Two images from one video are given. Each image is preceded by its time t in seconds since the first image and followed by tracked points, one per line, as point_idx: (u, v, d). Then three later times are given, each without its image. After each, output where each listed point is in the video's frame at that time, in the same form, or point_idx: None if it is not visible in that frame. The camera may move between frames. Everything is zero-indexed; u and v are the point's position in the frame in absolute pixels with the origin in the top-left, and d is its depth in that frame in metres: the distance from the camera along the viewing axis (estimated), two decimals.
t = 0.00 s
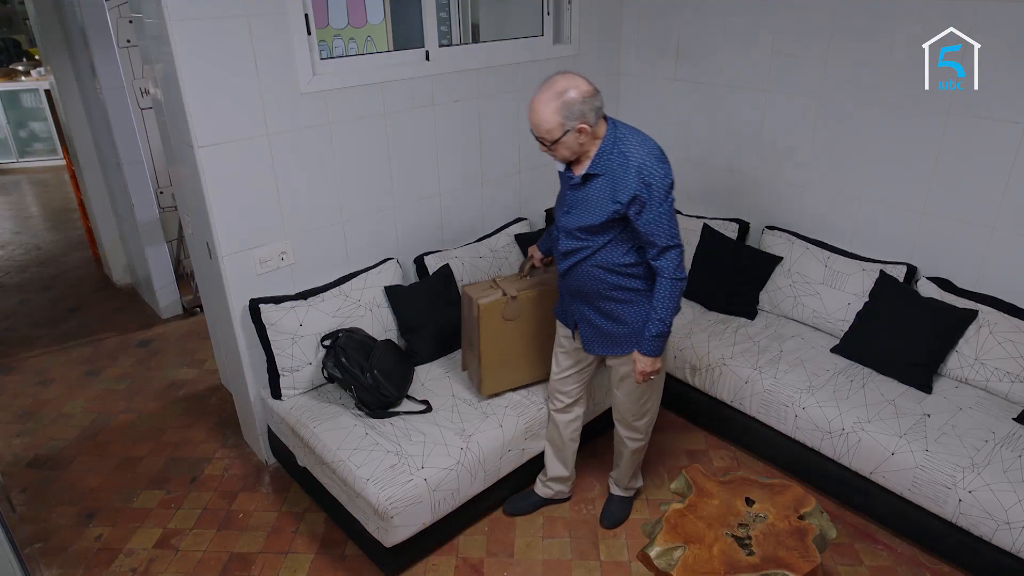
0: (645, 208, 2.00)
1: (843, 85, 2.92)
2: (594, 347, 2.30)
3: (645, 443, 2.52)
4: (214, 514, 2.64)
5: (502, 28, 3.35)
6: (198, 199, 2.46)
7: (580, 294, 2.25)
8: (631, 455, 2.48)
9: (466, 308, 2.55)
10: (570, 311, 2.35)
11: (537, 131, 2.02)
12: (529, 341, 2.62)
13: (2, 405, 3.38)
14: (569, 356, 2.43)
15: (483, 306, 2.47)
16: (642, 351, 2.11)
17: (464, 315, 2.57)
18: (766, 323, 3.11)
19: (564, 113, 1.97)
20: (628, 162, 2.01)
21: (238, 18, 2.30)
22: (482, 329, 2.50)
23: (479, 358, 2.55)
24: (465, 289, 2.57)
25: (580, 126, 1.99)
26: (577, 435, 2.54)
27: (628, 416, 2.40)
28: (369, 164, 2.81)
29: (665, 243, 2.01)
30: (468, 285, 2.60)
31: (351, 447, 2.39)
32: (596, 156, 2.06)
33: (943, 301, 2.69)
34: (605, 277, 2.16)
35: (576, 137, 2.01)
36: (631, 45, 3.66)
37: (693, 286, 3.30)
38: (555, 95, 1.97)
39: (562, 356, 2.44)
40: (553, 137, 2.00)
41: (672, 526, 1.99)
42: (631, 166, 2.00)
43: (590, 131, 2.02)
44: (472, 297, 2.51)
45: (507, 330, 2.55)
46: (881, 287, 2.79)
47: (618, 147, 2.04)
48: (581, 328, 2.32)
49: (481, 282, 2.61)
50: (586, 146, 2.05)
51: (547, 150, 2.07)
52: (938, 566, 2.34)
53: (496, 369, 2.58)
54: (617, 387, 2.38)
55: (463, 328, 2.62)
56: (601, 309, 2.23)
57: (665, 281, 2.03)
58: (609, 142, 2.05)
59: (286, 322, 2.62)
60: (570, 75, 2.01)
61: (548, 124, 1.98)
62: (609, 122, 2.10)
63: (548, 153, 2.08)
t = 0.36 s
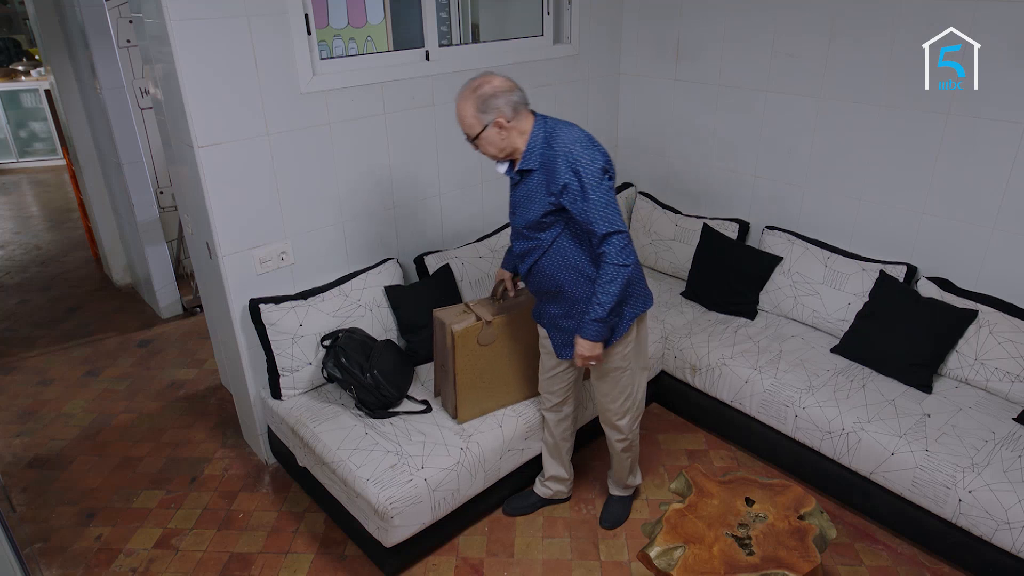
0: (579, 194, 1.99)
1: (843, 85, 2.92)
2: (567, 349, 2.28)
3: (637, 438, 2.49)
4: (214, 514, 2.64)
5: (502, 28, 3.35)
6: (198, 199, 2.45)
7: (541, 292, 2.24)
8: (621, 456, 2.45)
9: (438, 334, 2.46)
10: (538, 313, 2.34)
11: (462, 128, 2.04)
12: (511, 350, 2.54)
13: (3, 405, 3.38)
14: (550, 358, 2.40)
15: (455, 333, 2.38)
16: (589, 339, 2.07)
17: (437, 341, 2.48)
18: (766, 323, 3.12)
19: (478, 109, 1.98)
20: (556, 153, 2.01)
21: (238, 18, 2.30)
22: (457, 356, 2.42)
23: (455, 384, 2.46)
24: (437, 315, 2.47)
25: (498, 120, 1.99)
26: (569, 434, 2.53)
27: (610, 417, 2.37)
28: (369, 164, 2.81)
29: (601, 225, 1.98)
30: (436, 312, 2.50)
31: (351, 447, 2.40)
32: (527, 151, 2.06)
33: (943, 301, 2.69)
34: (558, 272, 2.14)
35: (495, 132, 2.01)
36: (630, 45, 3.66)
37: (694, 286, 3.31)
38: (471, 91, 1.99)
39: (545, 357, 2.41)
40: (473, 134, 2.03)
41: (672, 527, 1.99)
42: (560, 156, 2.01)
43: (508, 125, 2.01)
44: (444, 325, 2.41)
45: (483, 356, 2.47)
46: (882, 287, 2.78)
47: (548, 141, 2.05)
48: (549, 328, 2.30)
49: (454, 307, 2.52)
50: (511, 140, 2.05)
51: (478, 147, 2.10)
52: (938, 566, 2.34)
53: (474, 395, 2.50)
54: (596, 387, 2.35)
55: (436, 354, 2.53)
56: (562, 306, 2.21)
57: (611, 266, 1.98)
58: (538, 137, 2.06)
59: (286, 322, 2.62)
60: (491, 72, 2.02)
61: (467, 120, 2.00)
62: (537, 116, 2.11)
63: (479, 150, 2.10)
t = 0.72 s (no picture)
0: (525, 201, 1.99)
1: (843, 85, 2.92)
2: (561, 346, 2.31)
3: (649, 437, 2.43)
4: (214, 514, 2.64)
5: (502, 29, 3.35)
6: (198, 199, 2.46)
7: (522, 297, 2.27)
8: (630, 451, 2.42)
9: (438, 333, 2.46)
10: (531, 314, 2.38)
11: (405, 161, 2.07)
12: (512, 348, 2.54)
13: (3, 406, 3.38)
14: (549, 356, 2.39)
15: (455, 331, 2.39)
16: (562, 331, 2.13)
17: (438, 340, 2.48)
18: (766, 323, 3.12)
19: (415, 142, 2.00)
20: (491, 166, 2.02)
21: (238, 18, 2.30)
22: (456, 353, 2.42)
23: (455, 382, 2.46)
24: (437, 314, 2.48)
25: (434, 152, 2.00)
26: (569, 433, 2.52)
27: (609, 412, 2.36)
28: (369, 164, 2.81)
29: (551, 226, 1.98)
30: (438, 309, 2.51)
31: (351, 447, 2.40)
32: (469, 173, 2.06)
33: (943, 301, 2.69)
34: (531, 277, 2.17)
35: (434, 163, 2.03)
36: (630, 45, 3.66)
37: (694, 286, 3.31)
38: (408, 126, 2.01)
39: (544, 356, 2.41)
40: (414, 166, 2.05)
41: (672, 526, 1.99)
42: (499, 171, 2.00)
43: (446, 156, 2.02)
44: (444, 321, 2.42)
45: (483, 355, 2.47)
46: (882, 287, 2.78)
47: (486, 157, 2.04)
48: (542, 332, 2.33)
49: (454, 306, 2.53)
50: (453, 169, 2.06)
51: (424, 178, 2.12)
52: (938, 566, 2.34)
53: (474, 395, 2.50)
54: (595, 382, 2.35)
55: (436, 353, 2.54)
56: (544, 308, 2.23)
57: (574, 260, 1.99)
58: (476, 156, 2.04)
59: (286, 322, 2.62)
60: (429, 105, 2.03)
61: (406, 154, 2.03)
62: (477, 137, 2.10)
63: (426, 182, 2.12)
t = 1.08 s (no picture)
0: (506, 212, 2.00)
1: (843, 85, 2.92)
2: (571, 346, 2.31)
3: (654, 442, 2.39)
4: (214, 514, 2.64)
5: (502, 28, 3.35)
6: (198, 199, 2.46)
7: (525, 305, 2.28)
8: (631, 454, 2.39)
9: (439, 333, 2.46)
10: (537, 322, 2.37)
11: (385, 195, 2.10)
12: (513, 348, 2.54)
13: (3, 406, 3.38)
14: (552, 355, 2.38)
15: (455, 331, 2.39)
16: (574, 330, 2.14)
17: (438, 340, 2.49)
18: (766, 323, 3.12)
19: (392, 175, 2.02)
20: (465, 186, 2.03)
21: (238, 18, 2.30)
22: (456, 353, 2.42)
23: (454, 382, 2.46)
24: (437, 314, 2.48)
25: (412, 183, 2.02)
26: (569, 433, 2.52)
27: (609, 410, 2.35)
28: (369, 164, 2.81)
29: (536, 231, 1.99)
30: (439, 309, 2.52)
31: (351, 447, 2.40)
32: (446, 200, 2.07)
33: (943, 301, 2.69)
34: (529, 286, 2.18)
35: (412, 195, 2.05)
36: (630, 45, 3.66)
37: (694, 286, 3.31)
38: (386, 160, 2.04)
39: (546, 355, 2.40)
40: (394, 199, 2.07)
41: (672, 527, 1.99)
42: (474, 190, 2.01)
43: (424, 187, 2.04)
44: (443, 320, 2.43)
45: (483, 355, 2.47)
46: (882, 287, 2.78)
47: (458, 179, 2.05)
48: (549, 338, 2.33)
49: (455, 305, 2.53)
50: (431, 200, 2.08)
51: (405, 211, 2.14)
52: (939, 566, 2.34)
53: (474, 395, 2.50)
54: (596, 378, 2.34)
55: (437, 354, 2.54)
56: (548, 313, 2.24)
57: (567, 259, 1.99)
58: (448, 181, 2.05)
59: (286, 322, 2.62)
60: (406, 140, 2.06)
61: (385, 187, 2.05)
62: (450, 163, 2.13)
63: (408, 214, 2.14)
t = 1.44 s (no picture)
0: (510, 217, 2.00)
1: (843, 85, 2.92)
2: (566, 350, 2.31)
3: (632, 444, 2.40)
4: (214, 514, 2.64)
5: (502, 28, 3.35)
6: (198, 199, 2.46)
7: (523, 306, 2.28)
8: (608, 455, 2.41)
9: (438, 333, 2.46)
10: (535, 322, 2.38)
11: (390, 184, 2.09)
12: (512, 348, 2.54)
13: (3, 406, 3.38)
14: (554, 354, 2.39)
15: (455, 331, 2.39)
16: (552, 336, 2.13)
17: (438, 339, 2.49)
18: (766, 323, 3.12)
19: (399, 163, 2.02)
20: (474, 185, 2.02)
21: (238, 18, 2.30)
22: (455, 353, 2.42)
23: (454, 383, 2.46)
24: (437, 314, 2.48)
25: (418, 173, 2.02)
26: (565, 435, 2.52)
27: (592, 410, 2.36)
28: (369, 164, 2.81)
29: (537, 240, 1.99)
30: (438, 308, 2.52)
31: (351, 447, 2.40)
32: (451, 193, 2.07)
33: (943, 301, 2.69)
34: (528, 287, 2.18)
35: (419, 184, 2.04)
36: (630, 45, 3.66)
37: (694, 286, 3.31)
38: (393, 148, 2.03)
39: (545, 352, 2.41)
40: (399, 188, 2.07)
41: (672, 527, 1.99)
42: (481, 190, 2.01)
43: (431, 177, 2.04)
44: (442, 320, 2.43)
45: (482, 355, 2.47)
46: (882, 287, 2.78)
47: (468, 176, 2.04)
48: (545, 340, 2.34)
49: (455, 305, 2.52)
50: (437, 191, 2.07)
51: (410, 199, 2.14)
52: (939, 566, 2.34)
53: (473, 395, 2.50)
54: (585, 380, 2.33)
55: (436, 353, 2.53)
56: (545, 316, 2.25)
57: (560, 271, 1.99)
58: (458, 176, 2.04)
59: (286, 322, 2.62)
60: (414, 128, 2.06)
61: (392, 176, 2.05)
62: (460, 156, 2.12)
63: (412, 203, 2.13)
